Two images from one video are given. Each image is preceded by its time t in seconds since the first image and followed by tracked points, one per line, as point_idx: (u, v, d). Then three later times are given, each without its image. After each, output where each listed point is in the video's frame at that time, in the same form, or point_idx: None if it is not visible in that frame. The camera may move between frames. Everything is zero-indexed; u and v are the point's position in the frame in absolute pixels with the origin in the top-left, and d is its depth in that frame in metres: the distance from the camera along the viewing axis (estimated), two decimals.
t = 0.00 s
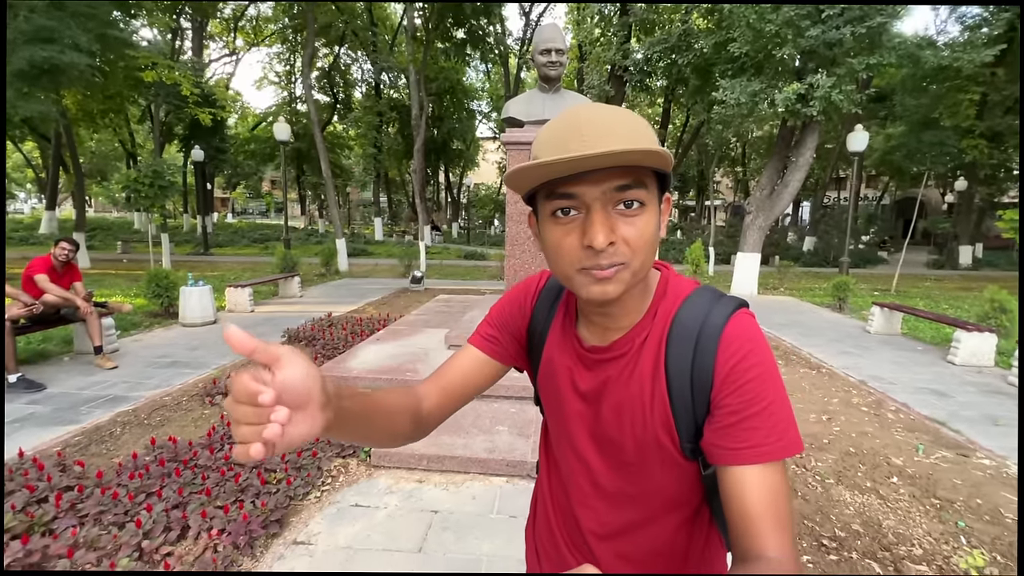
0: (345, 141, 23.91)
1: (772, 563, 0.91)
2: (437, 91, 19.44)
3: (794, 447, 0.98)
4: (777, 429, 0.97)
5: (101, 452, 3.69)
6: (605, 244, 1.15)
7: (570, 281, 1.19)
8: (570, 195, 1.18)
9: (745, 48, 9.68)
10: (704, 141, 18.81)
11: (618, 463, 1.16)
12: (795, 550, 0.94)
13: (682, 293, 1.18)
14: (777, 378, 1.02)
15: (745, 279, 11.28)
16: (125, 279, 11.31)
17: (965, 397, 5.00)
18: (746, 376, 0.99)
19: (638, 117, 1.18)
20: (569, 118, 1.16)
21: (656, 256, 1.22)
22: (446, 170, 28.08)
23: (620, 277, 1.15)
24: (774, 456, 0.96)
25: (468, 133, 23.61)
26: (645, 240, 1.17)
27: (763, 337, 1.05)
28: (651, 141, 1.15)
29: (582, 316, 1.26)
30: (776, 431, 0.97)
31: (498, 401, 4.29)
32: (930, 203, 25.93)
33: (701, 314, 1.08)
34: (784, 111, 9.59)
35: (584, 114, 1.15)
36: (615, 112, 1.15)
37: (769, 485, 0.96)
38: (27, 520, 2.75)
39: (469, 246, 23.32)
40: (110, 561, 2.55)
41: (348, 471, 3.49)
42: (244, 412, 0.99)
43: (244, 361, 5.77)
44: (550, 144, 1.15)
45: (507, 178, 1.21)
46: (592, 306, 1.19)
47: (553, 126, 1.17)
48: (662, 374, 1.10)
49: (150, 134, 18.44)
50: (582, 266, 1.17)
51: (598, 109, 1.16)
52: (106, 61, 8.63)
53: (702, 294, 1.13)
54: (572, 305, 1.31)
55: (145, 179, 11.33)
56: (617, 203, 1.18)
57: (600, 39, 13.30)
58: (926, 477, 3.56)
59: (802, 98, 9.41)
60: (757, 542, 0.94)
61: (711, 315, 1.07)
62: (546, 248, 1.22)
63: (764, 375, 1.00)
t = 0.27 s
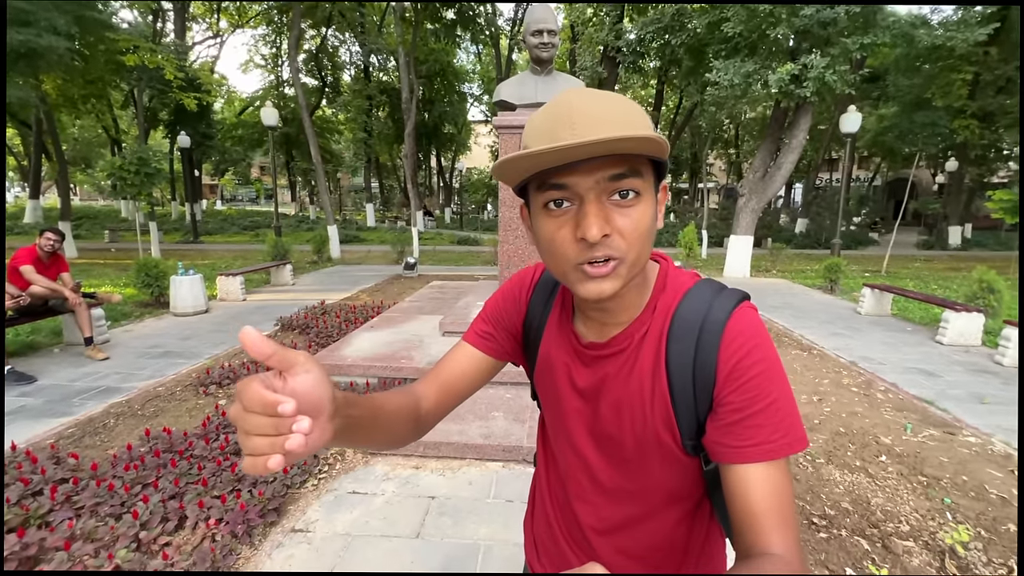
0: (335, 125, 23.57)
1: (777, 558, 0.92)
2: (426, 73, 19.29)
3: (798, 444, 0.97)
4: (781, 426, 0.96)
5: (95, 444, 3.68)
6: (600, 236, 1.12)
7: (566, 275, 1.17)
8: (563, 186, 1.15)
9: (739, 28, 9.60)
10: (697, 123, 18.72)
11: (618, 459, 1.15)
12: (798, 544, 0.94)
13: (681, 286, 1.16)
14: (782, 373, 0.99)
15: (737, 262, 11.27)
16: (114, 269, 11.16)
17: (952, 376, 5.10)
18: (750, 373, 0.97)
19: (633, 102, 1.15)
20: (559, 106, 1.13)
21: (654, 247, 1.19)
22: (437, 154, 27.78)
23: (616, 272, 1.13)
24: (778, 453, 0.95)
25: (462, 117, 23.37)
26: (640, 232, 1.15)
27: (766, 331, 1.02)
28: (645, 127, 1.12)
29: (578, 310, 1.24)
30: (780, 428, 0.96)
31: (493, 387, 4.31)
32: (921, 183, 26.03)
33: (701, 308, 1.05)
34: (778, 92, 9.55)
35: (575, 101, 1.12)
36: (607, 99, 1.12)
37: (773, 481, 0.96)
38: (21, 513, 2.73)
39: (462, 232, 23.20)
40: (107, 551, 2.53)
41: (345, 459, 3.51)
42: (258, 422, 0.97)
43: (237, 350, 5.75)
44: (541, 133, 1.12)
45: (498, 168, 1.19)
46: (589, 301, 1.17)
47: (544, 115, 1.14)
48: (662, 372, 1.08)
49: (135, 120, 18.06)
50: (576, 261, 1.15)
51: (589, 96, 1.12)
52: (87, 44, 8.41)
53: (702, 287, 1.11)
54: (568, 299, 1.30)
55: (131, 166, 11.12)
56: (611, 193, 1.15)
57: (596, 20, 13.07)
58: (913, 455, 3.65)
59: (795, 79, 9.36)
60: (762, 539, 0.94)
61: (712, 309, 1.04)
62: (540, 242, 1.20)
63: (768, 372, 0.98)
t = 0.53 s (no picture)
0: (327, 115, 23.32)
1: (774, 564, 0.94)
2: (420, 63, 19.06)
3: (796, 450, 0.98)
4: (778, 432, 0.97)
5: (92, 441, 3.68)
6: (592, 238, 1.11)
7: (558, 278, 1.16)
8: (556, 185, 1.14)
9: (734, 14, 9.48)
10: (692, 110, 18.61)
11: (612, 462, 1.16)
12: (794, 548, 0.96)
13: (675, 290, 1.16)
14: (779, 379, 1.00)
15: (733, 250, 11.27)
16: (106, 264, 11.07)
17: (944, 362, 5.16)
18: (747, 379, 0.98)
19: (625, 99, 1.13)
20: (550, 104, 1.11)
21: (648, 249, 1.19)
22: (431, 144, 27.54)
23: (610, 276, 1.13)
24: (776, 460, 0.97)
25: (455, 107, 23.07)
26: (632, 232, 1.14)
27: (763, 336, 1.03)
28: (638, 124, 1.10)
29: (570, 312, 1.24)
30: (778, 434, 0.97)
31: (490, 378, 4.33)
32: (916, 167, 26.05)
33: (698, 312, 1.06)
34: (773, 78, 9.51)
35: (566, 99, 1.10)
36: (598, 96, 1.10)
37: (770, 487, 0.98)
38: (19, 512, 2.74)
39: (457, 222, 23.09)
40: (107, 549, 2.54)
41: (343, 452, 3.52)
42: (276, 388, 0.96)
43: (233, 344, 5.74)
44: (531, 132, 1.11)
45: (488, 166, 1.18)
46: (582, 304, 1.17)
47: (535, 114, 1.12)
48: (657, 377, 1.08)
49: (123, 112, 17.80)
50: (568, 263, 1.14)
51: (580, 93, 1.11)
52: (72, 36, 8.26)
53: (698, 291, 1.11)
54: (559, 300, 1.30)
55: (121, 160, 10.97)
56: (604, 193, 1.14)
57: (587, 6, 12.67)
58: (905, 441, 3.70)
59: (790, 64, 9.30)
60: (759, 545, 0.96)
61: (708, 314, 1.05)
62: (532, 243, 1.19)
63: (765, 378, 0.99)
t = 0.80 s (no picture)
0: (326, 110, 23.23)
1: (772, 560, 0.95)
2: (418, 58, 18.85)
3: (795, 446, 0.99)
4: (776, 431, 0.98)
5: (89, 435, 3.68)
6: (594, 237, 1.11)
7: (557, 278, 1.17)
8: (557, 184, 1.14)
9: (734, 12, 9.50)
10: (691, 107, 18.63)
11: (608, 459, 1.16)
12: (792, 545, 0.98)
13: (674, 288, 1.16)
14: (778, 376, 1.01)
15: (730, 248, 11.28)
16: (103, 257, 11.03)
17: (938, 361, 5.20)
18: (746, 377, 0.99)
19: (622, 98, 1.14)
20: (549, 104, 1.11)
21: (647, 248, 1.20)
22: (430, 139, 27.45)
23: (611, 275, 1.13)
24: (774, 458, 0.98)
25: (453, 102, 22.95)
26: (632, 231, 1.15)
27: (761, 335, 1.04)
28: (638, 122, 1.11)
29: (567, 309, 1.24)
30: (776, 432, 0.98)
31: (486, 374, 4.33)
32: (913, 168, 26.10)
33: (697, 310, 1.07)
34: (772, 76, 9.51)
35: (566, 99, 1.11)
36: (597, 96, 1.11)
37: (768, 484, 0.99)
38: (16, 505, 2.74)
39: (455, 218, 23.07)
40: (104, 541, 2.54)
41: (340, 447, 3.53)
42: (302, 277, 0.97)
43: (230, 339, 5.73)
44: (531, 130, 1.11)
45: (487, 166, 1.17)
46: (581, 302, 1.17)
47: (533, 114, 1.13)
48: (657, 375, 1.09)
49: (121, 105, 17.70)
50: (569, 262, 1.14)
51: (580, 92, 1.11)
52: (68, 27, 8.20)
53: (696, 289, 1.12)
54: (555, 298, 1.30)
55: (118, 153, 10.92)
56: (605, 192, 1.15)
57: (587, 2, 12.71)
58: (898, 439, 3.72)
59: (789, 63, 9.32)
60: (756, 541, 0.97)
61: (708, 312, 1.05)
62: (531, 243, 1.19)
63: (764, 376, 1.00)
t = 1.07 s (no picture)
0: (322, 106, 23.13)
1: (775, 554, 0.96)
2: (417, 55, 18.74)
3: (798, 442, 1.00)
4: (780, 425, 0.99)
5: (80, 429, 3.66)
6: (607, 230, 1.12)
7: (567, 271, 1.17)
8: (570, 176, 1.14)
9: (732, 14, 9.53)
10: (688, 108, 18.68)
11: (609, 456, 1.17)
12: (793, 539, 0.99)
13: (678, 284, 1.18)
14: (781, 372, 1.02)
15: (726, 249, 11.32)
16: (95, 251, 10.95)
17: (929, 363, 5.24)
18: (750, 373, 1.00)
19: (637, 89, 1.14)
20: (564, 92, 1.11)
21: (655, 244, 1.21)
22: (427, 137, 27.36)
23: (622, 267, 1.14)
24: (777, 453, 0.99)
25: (451, 100, 22.88)
26: (644, 224, 1.16)
27: (764, 331, 1.05)
28: (653, 115, 1.11)
29: (570, 306, 1.25)
30: (778, 428, 0.99)
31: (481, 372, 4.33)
32: (908, 172, 26.26)
33: (702, 306, 1.07)
34: (768, 79, 9.56)
35: (580, 88, 1.10)
36: (611, 86, 1.11)
37: (771, 479, 1.00)
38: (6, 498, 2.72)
39: (451, 216, 22.99)
40: (95, 536, 2.52)
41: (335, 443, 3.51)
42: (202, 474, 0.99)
43: (224, 334, 5.70)
44: (544, 120, 1.11)
45: (497, 157, 1.17)
46: (588, 297, 1.18)
47: (547, 102, 1.12)
48: (660, 371, 1.10)
49: (115, 98, 17.56)
50: (580, 254, 1.15)
51: (593, 82, 1.11)
52: (61, 18, 8.11)
53: (700, 285, 1.13)
54: (559, 294, 1.30)
55: (111, 146, 10.83)
56: (617, 185, 1.15)
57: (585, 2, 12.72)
58: (890, 439, 3.75)
59: (787, 65, 9.36)
60: (759, 535, 0.98)
61: (711, 308, 1.07)
62: (540, 235, 1.20)
63: (768, 371, 1.01)
